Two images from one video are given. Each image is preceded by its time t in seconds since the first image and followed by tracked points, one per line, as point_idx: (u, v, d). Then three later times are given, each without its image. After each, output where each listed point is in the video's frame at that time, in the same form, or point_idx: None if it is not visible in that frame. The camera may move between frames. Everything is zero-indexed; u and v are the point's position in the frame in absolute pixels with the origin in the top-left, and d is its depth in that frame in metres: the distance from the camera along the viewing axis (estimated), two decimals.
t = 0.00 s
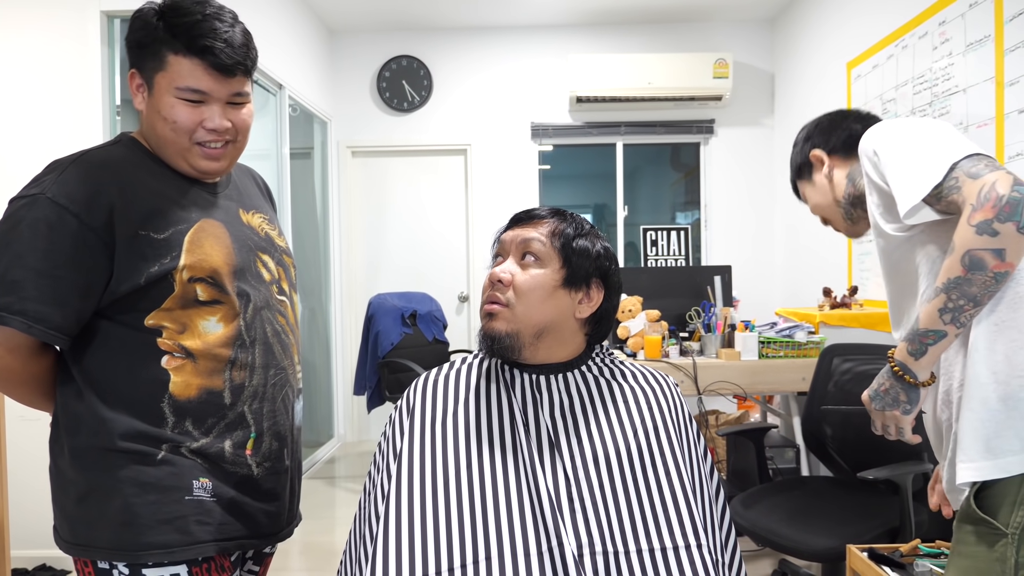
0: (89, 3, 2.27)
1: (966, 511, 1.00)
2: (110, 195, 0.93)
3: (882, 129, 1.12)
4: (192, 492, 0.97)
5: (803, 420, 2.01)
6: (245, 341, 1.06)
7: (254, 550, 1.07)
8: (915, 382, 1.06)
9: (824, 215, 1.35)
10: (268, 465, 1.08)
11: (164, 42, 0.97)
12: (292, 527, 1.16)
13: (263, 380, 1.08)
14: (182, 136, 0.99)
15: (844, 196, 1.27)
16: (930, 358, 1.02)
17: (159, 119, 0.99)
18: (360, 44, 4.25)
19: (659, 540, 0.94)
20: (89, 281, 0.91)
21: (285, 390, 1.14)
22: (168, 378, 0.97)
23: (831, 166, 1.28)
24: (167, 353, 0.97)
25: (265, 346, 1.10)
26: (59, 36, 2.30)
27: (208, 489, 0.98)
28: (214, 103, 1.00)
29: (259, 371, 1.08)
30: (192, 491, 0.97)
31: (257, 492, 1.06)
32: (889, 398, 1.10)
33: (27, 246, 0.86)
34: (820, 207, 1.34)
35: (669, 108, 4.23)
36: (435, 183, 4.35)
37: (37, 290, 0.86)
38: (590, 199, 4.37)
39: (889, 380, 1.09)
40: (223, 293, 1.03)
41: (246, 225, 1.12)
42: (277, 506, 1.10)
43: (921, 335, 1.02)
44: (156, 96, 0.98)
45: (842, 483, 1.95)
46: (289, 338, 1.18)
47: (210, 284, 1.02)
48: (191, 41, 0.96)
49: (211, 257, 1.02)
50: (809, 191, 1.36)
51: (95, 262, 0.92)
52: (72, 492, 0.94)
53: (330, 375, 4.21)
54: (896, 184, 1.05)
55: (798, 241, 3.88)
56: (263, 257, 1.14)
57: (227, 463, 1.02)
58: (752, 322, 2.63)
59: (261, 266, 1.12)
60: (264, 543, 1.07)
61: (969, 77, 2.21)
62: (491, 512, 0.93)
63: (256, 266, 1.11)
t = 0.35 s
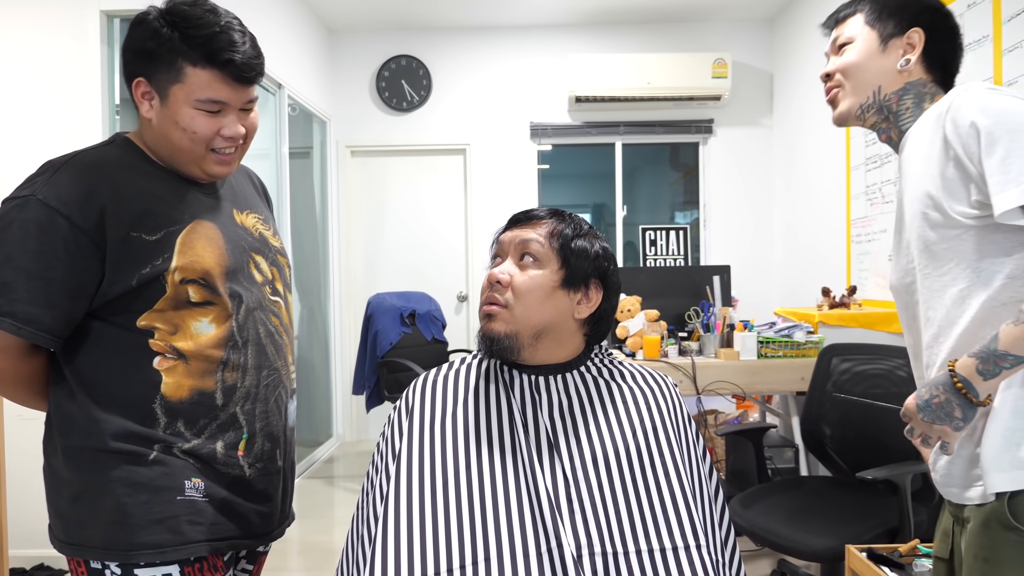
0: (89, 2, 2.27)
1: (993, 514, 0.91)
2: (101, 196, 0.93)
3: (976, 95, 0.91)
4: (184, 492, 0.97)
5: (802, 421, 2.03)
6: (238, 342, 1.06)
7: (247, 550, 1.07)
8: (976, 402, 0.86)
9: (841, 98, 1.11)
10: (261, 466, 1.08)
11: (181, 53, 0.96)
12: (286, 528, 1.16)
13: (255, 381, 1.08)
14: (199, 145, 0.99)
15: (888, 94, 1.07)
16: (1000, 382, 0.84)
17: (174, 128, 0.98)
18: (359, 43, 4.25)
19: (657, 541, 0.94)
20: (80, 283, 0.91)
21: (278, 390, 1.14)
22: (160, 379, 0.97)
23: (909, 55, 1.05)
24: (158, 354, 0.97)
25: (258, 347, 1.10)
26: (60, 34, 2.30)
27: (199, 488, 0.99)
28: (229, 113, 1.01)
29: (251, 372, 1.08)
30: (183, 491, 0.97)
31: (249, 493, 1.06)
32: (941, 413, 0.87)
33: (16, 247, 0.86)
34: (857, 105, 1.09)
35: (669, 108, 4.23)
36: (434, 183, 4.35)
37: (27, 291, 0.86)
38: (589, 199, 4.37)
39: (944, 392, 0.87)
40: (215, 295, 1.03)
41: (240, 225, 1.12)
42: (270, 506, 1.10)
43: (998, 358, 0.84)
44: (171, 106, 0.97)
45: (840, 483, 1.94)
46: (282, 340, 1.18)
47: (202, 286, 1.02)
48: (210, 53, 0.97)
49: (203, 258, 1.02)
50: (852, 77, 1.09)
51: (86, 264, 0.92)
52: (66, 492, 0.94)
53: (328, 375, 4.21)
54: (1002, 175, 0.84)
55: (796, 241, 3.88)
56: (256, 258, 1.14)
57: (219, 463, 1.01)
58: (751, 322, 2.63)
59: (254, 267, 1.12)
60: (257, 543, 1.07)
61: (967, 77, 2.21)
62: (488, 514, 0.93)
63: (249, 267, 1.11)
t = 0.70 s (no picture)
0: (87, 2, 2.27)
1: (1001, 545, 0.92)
2: (107, 195, 0.92)
3: None
4: (180, 496, 0.96)
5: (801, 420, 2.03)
6: (235, 347, 1.06)
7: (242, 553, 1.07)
8: None
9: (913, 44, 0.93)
10: (254, 469, 1.08)
11: (204, 35, 0.99)
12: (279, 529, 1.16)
13: (251, 386, 1.08)
14: (219, 127, 1.02)
15: (971, 48, 0.89)
16: None
17: (195, 109, 1.00)
18: (358, 43, 4.24)
19: (657, 540, 0.94)
20: (82, 283, 0.90)
21: (272, 394, 1.14)
22: (158, 384, 0.96)
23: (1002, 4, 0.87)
24: (157, 358, 0.97)
25: (254, 352, 1.10)
26: (59, 34, 2.30)
27: (196, 493, 0.98)
28: (247, 95, 1.05)
29: (247, 377, 1.08)
30: (180, 495, 0.96)
31: (242, 495, 1.06)
32: (995, 449, 0.83)
33: (21, 247, 0.85)
34: (929, 60, 0.92)
35: (668, 108, 4.23)
36: (434, 182, 4.35)
37: (31, 292, 0.86)
38: (588, 199, 4.37)
39: (1004, 427, 0.82)
40: (215, 298, 1.03)
41: (238, 227, 1.12)
42: (263, 509, 1.10)
43: None
44: (193, 87, 0.99)
45: (840, 484, 1.95)
46: (277, 343, 1.18)
47: (204, 289, 1.01)
48: (232, 33, 1.01)
49: (205, 261, 1.02)
50: (929, 25, 0.90)
51: (89, 264, 0.91)
52: (60, 494, 0.93)
53: (327, 374, 4.20)
54: None
55: (795, 241, 3.88)
56: (253, 261, 1.14)
57: (215, 468, 1.01)
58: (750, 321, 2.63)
59: (250, 270, 1.12)
60: (250, 546, 1.07)
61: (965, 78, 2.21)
62: (488, 514, 0.93)
63: (246, 270, 1.11)
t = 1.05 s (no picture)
0: None
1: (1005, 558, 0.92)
2: (117, 189, 0.92)
3: None
4: (188, 498, 0.96)
5: (800, 420, 2.04)
6: (239, 345, 1.06)
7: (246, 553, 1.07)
8: None
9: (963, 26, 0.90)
10: (259, 469, 1.08)
11: (221, 30, 1.04)
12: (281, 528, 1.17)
13: (254, 384, 1.08)
14: (235, 117, 1.04)
15: None
16: None
17: (212, 98, 1.02)
18: (357, 43, 4.24)
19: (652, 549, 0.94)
20: (91, 277, 0.90)
21: (272, 393, 1.14)
22: (163, 383, 0.96)
23: None
24: (162, 357, 0.96)
25: (256, 351, 1.10)
26: (58, 33, 2.29)
27: (203, 494, 0.98)
28: (257, 92, 1.10)
29: (251, 376, 1.08)
30: (188, 496, 0.96)
31: (248, 496, 1.06)
32: None
33: (31, 239, 0.85)
34: (983, 39, 0.89)
35: (666, 107, 4.23)
36: (432, 182, 4.34)
37: (42, 285, 0.85)
38: (587, 198, 4.37)
39: None
40: (219, 296, 1.03)
41: (235, 227, 1.12)
42: (265, 510, 1.10)
43: None
44: (210, 77, 1.02)
45: (840, 483, 1.95)
46: (276, 343, 1.18)
47: (208, 287, 1.01)
48: (246, 32, 1.07)
49: (210, 258, 1.02)
50: None
51: (98, 258, 0.91)
52: (61, 499, 0.93)
53: (326, 374, 4.20)
54: None
55: (794, 240, 3.88)
56: (251, 261, 1.13)
57: (221, 467, 1.01)
58: (749, 321, 2.64)
59: (250, 269, 1.12)
60: (255, 546, 1.07)
61: (964, 77, 2.22)
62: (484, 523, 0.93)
63: (246, 269, 1.11)
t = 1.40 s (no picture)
0: None
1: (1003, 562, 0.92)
2: (126, 184, 0.92)
3: None
4: (196, 496, 0.97)
5: (799, 418, 2.04)
6: (242, 342, 1.06)
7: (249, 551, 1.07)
8: None
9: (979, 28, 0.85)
10: (263, 466, 1.09)
11: (209, 31, 1.03)
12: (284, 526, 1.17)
13: (258, 381, 1.08)
14: (220, 120, 1.04)
15: None
16: None
17: (196, 100, 1.02)
18: (355, 43, 4.24)
19: None
20: (101, 273, 0.90)
21: (272, 390, 1.14)
22: (169, 380, 0.96)
23: None
24: (168, 354, 0.96)
25: (258, 348, 1.10)
26: (57, 33, 2.29)
27: (209, 491, 0.98)
28: (246, 94, 1.08)
29: (254, 372, 1.08)
30: (195, 494, 0.97)
31: (253, 493, 1.06)
32: None
33: (44, 234, 0.84)
34: (1003, 37, 0.83)
35: (665, 107, 4.23)
36: (431, 182, 4.34)
37: (56, 280, 0.85)
38: (586, 198, 4.37)
39: None
40: (223, 293, 1.03)
41: (232, 227, 1.12)
42: (270, 507, 1.11)
43: None
44: (195, 79, 1.01)
45: (839, 482, 1.95)
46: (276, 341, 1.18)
47: (213, 283, 1.01)
48: (235, 31, 1.05)
49: (215, 255, 1.02)
50: None
51: (108, 254, 0.91)
52: (63, 501, 0.92)
53: (325, 374, 4.20)
54: None
55: (793, 240, 3.88)
56: (248, 260, 1.13)
57: (226, 464, 1.01)
58: (748, 320, 2.64)
59: (248, 269, 1.12)
60: (259, 544, 1.07)
61: (963, 77, 2.22)
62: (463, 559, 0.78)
63: (245, 268, 1.11)
